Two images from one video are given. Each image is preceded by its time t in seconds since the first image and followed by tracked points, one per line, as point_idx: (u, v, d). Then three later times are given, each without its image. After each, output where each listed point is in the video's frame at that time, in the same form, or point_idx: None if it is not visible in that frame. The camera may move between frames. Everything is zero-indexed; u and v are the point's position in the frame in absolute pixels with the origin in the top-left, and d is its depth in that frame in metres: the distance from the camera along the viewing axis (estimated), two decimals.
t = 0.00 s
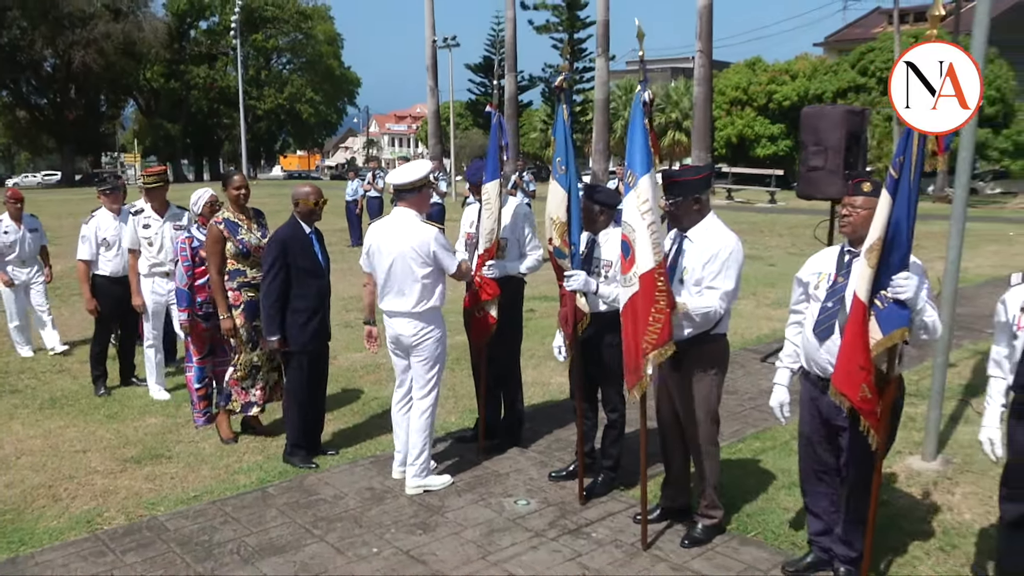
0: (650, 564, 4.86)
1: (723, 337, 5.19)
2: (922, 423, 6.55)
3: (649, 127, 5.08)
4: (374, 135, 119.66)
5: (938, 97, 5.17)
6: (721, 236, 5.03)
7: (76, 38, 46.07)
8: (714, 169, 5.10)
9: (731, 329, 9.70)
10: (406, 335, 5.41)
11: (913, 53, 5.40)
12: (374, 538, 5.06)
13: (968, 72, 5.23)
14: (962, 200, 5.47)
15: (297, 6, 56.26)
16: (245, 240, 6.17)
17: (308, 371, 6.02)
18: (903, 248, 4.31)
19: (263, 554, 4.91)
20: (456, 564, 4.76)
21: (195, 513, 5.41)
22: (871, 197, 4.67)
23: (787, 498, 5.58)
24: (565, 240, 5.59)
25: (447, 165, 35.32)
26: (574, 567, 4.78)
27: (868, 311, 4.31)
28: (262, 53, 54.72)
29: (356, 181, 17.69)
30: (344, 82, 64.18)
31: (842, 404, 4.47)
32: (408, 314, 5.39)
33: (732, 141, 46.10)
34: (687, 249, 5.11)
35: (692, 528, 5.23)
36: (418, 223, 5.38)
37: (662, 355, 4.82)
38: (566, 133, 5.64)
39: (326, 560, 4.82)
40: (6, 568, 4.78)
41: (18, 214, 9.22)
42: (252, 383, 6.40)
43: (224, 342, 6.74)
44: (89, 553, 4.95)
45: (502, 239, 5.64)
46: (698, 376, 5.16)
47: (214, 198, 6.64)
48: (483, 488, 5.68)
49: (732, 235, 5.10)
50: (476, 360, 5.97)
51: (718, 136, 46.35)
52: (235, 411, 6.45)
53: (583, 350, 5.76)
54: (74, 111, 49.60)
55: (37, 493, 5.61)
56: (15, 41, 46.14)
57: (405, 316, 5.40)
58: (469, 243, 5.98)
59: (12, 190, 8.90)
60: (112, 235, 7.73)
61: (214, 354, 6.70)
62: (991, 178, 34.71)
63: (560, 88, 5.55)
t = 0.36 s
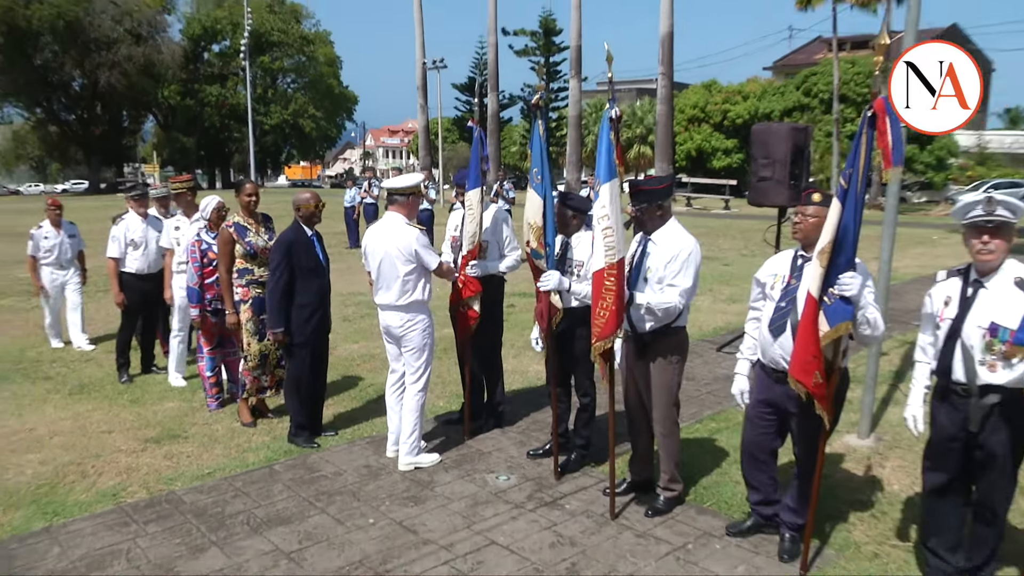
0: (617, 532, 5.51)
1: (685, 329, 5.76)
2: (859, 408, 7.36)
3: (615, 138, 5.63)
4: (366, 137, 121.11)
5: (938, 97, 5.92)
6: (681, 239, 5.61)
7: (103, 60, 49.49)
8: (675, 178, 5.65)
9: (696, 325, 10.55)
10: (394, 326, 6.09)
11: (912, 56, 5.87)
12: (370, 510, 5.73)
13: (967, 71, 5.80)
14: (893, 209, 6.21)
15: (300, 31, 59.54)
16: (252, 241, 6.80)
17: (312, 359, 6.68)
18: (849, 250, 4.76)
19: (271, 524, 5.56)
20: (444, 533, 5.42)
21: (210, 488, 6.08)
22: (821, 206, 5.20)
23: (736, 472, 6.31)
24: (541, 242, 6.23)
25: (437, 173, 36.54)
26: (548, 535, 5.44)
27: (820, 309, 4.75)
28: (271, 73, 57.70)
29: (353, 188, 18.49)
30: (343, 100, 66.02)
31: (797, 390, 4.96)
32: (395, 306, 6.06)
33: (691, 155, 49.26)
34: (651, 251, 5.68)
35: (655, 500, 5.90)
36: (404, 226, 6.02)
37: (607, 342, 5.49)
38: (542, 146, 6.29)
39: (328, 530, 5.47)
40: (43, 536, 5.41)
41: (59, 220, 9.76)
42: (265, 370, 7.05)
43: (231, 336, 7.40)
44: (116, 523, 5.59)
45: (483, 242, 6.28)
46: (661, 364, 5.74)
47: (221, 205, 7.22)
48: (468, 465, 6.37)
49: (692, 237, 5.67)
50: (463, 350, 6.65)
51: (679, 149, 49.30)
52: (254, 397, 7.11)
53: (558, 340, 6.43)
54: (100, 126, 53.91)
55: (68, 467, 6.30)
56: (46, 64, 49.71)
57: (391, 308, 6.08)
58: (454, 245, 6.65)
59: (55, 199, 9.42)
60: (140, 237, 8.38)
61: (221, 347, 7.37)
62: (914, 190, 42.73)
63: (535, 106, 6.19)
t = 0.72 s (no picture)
0: (606, 510, 5.95)
1: (668, 322, 6.24)
2: (826, 398, 7.99)
3: (607, 147, 6.16)
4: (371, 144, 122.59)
5: (938, 97, 6.36)
6: (664, 239, 6.14)
7: (137, 77, 52.65)
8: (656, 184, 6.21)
9: (681, 322, 11.23)
10: (399, 319, 6.69)
11: (912, 57, 6.39)
12: (379, 489, 6.26)
13: (967, 71, 6.19)
14: (857, 215, 6.76)
15: (315, 51, 61.37)
16: (271, 243, 7.39)
17: (327, 350, 7.28)
18: (824, 251, 4.99)
19: (288, 502, 6.05)
20: (447, 510, 5.91)
21: (232, 468, 6.62)
22: (788, 213, 5.44)
23: (713, 453, 6.90)
24: (536, 243, 6.85)
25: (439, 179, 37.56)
26: (543, 512, 5.90)
27: (796, 306, 5.00)
28: (289, 89, 59.32)
29: (363, 194, 19.23)
30: (353, 113, 67.54)
31: (773, 378, 5.18)
32: (398, 301, 6.67)
33: (675, 163, 50.74)
34: (638, 250, 6.19)
35: (641, 480, 6.34)
36: (405, 228, 6.65)
37: (608, 337, 5.95)
38: (537, 154, 6.87)
39: (340, 507, 5.97)
40: (82, 510, 5.90)
41: (106, 221, 10.50)
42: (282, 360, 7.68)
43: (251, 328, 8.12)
44: (146, 499, 6.09)
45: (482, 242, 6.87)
46: (649, 356, 6.22)
47: (242, 209, 7.87)
48: (469, 448, 6.95)
49: (673, 238, 6.19)
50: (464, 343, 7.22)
51: (663, 158, 51.00)
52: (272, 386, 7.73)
53: (551, 334, 7.01)
54: (134, 137, 57.12)
55: (104, 448, 6.89)
56: (86, 81, 52.57)
57: (395, 302, 6.68)
58: (456, 246, 7.25)
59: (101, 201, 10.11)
60: (171, 238, 9.13)
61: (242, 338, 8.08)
62: (879, 198, 42.80)
63: (530, 118, 6.77)
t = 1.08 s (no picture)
0: (595, 506, 5.95)
1: (656, 319, 6.26)
2: (814, 394, 8.04)
3: (595, 143, 6.14)
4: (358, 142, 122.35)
5: (938, 97, 6.39)
6: (651, 235, 6.11)
7: (125, 73, 52.21)
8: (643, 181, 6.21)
9: (670, 319, 11.27)
10: (388, 314, 6.68)
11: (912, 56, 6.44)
12: (368, 487, 6.24)
13: (967, 71, 6.26)
14: (846, 212, 6.78)
15: (304, 46, 61.14)
16: (260, 239, 7.37)
17: (318, 347, 7.25)
18: (815, 246, 5.00)
19: (277, 499, 6.03)
20: (436, 508, 5.89)
21: (219, 467, 6.58)
22: (773, 211, 5.39)
23: (702, 450, 6.91)
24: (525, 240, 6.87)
25: (428, 175, 37.54)
26: (532, 509, 5.90)
27: (787, 302, 5.01)
28: (277, 85, 59.14)
29: (352, 190, 19.21)
30: (341, 110, 67.32)
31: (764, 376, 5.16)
32: (388, 295, 6.65)
33: (665, 160, 50.69)
34: (625, 246, 6.17)
35: (630, 477, 6.34)
36: (394, 223, 6.64)
37: (613, 332, 5.85)
38: (525, 151, 6.86)
39: (329, 504, 5.94)
40: (69, 508, 5.87)
41: (95, 218, 10.44)
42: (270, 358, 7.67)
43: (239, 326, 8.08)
44: (134, 497, 6.06)
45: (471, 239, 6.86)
46: (639, 352, 6.22)
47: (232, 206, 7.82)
48: (458, 445, 6.95)
49: (659, 233, 6.18)
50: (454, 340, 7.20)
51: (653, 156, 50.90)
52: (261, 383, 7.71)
53: (540, 331, 7.00)
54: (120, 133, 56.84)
55: (91, 446, 6.85)
56: (72, 76, 52.31)
57: (384, 297, 6.67)
58: (445, 243, 7.24)
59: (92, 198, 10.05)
60: (160, 235, 9.11)
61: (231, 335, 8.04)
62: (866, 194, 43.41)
63: (518, 115, 6.75)
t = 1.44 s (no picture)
0: (589, 505, 5.95)
1: (649, 317, 6.22)
2: (808, 393, 8.04)
3: (583, 140, 6.12)
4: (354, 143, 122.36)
5: (938, 97, 6.40)
6: (642, 233, 6.06)
7: (119, 72, 52.10)
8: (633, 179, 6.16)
9: (664, 317, 11.26)
10: (382, 311, 6.68)
11: (913, 56, 6.45)
12: (363, 486, 6.23)
13: (967, 71, 6.23)
14: (839, 211, 6.78)
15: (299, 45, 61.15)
16: (256, 238, 7.36)
17: (313, 345, 7.25)
18: (807, 244, 4.99)
19: (271, 499, 6.02)
20: (431, 507, 5.89)
21: (214, 466, 6.56)
22: (764, 208, 5.39)
23: (696, 448, 6.92)
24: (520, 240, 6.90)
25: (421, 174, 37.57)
26: (527, 508, 5.90)
27: (784, 301, 5.00)
28: (270, 84, 59.13)
29: (346, 189, 19.22)
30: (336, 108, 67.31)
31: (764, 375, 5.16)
32: (382, 293, 6.64)
33: (659, 159, 50.84)
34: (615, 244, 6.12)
35: (625, 476, 6.36)
36: (389, 220, 6.62)
37: (601, 328, 5.87)
38: (518, 149, 6.82)
39: (324, 504, 5.94)
40: (63, 508, 5.86)
41: (83, 217, 10.39)
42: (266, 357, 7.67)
43: (235, 325, 8.08)
44: (128, 497, 6.04)
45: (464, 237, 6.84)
46: (630, 350, 6.19)
47: (227, 204, 7.82)
48: (453, 444, 6.94)
49: (650, 231, 6.12)
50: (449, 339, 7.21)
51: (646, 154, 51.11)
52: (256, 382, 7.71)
53: (534, 329, 7.00)
54: (115, 132, 56.80)
55: (84, 446, 6.83)
56: (66, 76, 52.26)
57: (378, 294, 6.67)
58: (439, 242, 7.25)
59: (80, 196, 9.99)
60: (152, 235, 9.09)
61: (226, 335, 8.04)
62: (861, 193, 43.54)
63: (511, 113, 6.73)
